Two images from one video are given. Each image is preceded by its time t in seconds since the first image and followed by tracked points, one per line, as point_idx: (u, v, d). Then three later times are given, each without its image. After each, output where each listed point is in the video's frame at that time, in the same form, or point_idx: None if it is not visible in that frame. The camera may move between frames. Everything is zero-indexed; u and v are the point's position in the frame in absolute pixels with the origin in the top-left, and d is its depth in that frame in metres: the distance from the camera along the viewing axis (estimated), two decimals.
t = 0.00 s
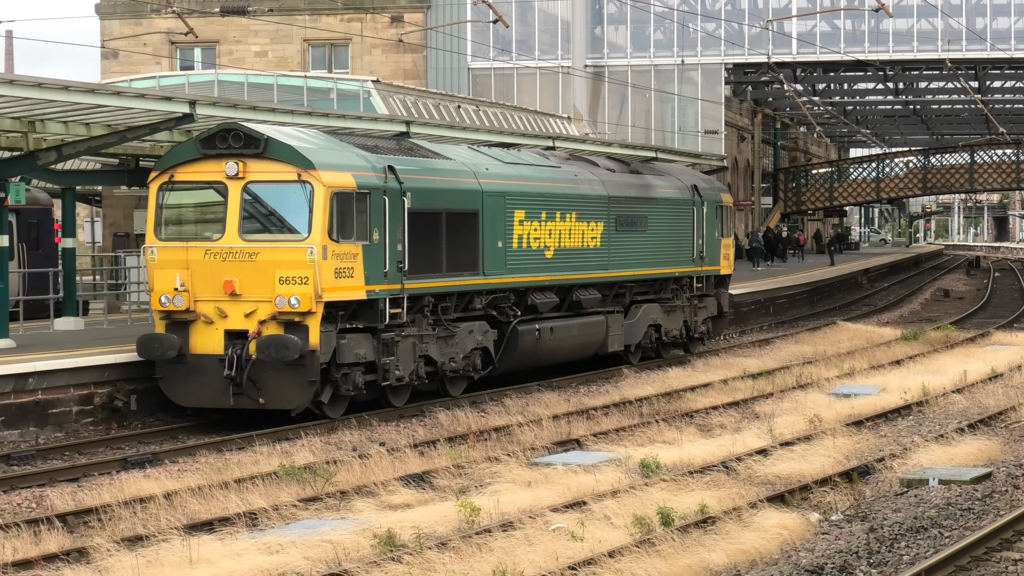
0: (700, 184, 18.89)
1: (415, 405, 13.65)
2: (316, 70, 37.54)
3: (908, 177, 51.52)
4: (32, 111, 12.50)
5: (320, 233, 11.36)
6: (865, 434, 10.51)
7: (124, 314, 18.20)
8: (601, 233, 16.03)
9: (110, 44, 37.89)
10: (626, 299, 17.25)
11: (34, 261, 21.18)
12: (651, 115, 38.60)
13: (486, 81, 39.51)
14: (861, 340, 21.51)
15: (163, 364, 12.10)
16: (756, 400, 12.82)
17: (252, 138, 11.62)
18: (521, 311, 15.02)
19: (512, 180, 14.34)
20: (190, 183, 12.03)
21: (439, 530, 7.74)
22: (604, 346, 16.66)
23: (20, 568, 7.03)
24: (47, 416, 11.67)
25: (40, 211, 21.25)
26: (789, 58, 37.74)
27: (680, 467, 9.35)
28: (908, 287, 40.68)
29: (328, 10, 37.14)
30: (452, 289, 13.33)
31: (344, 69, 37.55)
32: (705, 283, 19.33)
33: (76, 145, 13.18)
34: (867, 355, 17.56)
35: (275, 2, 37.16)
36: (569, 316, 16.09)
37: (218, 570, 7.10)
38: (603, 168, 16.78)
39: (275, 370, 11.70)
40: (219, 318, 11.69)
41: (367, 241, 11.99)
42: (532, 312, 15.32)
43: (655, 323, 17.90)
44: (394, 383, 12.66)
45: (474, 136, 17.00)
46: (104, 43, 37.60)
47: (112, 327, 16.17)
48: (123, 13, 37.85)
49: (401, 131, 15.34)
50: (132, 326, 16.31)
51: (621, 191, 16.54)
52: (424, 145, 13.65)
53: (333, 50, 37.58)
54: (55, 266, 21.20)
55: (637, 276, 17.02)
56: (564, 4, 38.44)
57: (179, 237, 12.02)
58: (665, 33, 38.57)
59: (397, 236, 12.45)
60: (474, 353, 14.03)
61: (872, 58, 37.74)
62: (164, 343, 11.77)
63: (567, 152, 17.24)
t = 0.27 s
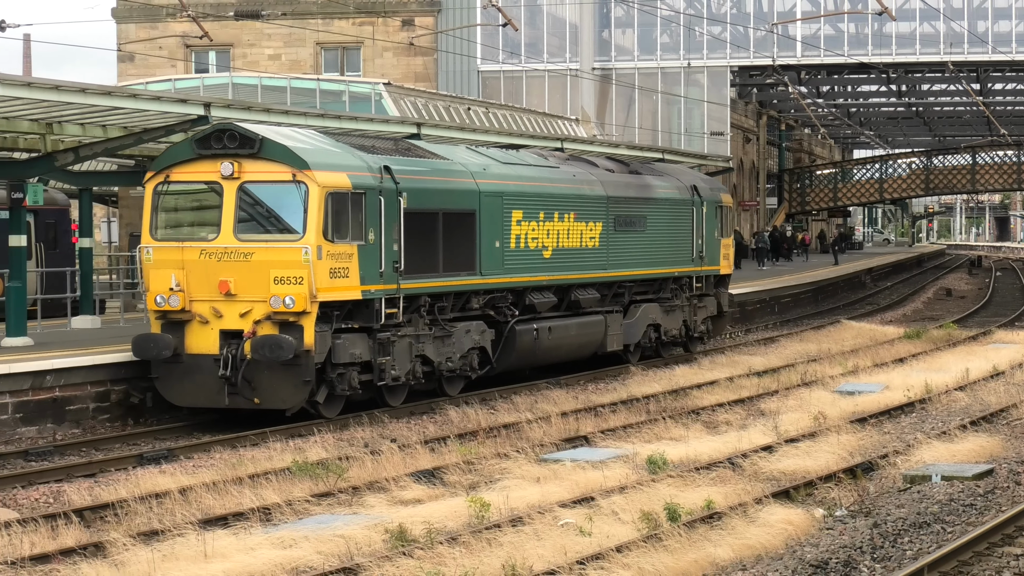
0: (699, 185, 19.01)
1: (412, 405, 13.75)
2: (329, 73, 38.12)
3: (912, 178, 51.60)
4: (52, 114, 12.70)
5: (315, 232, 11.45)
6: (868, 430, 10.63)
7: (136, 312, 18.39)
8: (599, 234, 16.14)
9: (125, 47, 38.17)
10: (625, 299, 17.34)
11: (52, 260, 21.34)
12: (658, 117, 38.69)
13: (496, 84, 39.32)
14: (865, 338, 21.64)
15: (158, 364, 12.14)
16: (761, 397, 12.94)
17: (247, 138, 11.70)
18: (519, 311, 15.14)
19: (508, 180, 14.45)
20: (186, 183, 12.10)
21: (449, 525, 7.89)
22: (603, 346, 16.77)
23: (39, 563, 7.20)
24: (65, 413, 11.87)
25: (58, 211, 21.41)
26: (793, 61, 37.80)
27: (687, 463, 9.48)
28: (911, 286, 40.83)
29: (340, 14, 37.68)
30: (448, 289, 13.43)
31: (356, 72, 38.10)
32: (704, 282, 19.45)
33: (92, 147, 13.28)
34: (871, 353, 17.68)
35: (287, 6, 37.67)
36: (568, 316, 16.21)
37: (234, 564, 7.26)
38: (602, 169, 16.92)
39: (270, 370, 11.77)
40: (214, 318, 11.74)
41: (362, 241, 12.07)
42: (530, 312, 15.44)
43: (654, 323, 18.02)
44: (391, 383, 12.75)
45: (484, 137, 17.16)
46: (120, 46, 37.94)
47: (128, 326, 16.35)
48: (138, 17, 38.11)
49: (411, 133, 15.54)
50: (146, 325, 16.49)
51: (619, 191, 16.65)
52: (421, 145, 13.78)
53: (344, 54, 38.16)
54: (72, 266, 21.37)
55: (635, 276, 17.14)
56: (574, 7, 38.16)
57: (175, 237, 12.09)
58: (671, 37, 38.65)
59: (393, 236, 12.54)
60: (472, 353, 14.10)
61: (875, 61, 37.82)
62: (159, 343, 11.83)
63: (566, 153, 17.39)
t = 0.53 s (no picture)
0: (702, 185, 19.14)
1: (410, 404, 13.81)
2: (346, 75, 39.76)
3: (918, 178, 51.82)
4: (76, 115, 12.90)
5: (313, 232, 11.43)
6: (876, 426, 10.78)
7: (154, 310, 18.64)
8: (601, 233, 16.26)
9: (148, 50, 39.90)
10: (628, 298, 17.50)
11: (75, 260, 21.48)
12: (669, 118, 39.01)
13: (510, 86, 40.04)
14: (873, 336, 21.82)
15: (157, 363, 12.15)
16: (771, 394, 13.10)
17: (245, 138, 11.67)
18: (521, 310, 15.22)
19: (509, 180, 14.50)
20: (183, 183, 12.08)
21: (465, 519, 8.07)
22: (605, 345, 16.90)
23: (64, 555, 7.40)
24: (89, 409, 12.10)
25: (81, 212, 21.53)
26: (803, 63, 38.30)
27: (698, 458, 9.65)
28: (918, 284, 41.06)
29: (358, 18, 39.15)
30: (448, 288, 13.47)
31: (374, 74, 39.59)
32: (707, 282, 19.60)
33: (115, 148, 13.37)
34: (878, 350, 17.84)
35: (307, 11, 39.06)
36: (569, 315, 16.34)
37: (255, 557, 7.44)
38: (604, 169, 17.04)
39: (267, 369, 11.74)
40: (212, 318, 11.73)
41: (361, 241, 12.07)
42: (531, 311, 15.53)
43: (657, 321, 18.16)
44: (389, 383, 12.77)
45: (495, 140, 17.43)
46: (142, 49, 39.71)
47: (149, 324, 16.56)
48: (160, 21, 39.78)
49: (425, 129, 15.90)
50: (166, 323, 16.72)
51: (622, 191, 16.79)
52: (422, 145, 13.86)
53: (362, 57, 39.66)
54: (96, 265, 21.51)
55: (637, 276, 17.24)
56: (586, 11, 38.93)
57: (173, 237, 12.08)
58: (682, 39, 39.04)
59: (392, 235, 12.55)
60: (472, 352, 14.16)
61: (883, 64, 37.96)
62: (157, 342, 11.82)
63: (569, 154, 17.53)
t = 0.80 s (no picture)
0: (705, 185, 19.30)
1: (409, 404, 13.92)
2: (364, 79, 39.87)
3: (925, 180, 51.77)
4: (99, 117, 13.09)
5: (311, 232, 11.50)
6: (884, 423, 10.94)
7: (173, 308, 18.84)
8: (603, 234, 16.41)
9: (169, 55, 39.93)
10: (630, 298, 17.66)
11: (99, 259, 21.68)
12: (681, 121, 39.53)
13: (525, 89, 40.69)
14: (881, 334, 21.96)
15: (156, 364, 12.24)
16: (781, 391, 13.25)
17: (242, 139, 11.74)
18: (522, 310, 15.33)
19: (509, 181, 14.62)
20: (182, 184, 12.16)
21: (480, 514, 8.26)
22: (607, 344, 17.05)
23: (89, 549, 7.60)
24: (112, 406, 12.35)
25: (106, 212, 21.78)
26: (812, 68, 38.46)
27: (710, 454, 9.82)
28: (925, 284, 41.16)
29: (376, 23, 39.39)
30: (448, 288, 13.58)
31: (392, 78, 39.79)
32: (711, 282, 19.76)
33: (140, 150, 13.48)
34: (886, 348, 17.97)
35: (325, 16, 39.29)
36: (571, 315, 16.47)
37: (276, 551, 7.63)
38: (607, 170, 17.20)
39: (265, 369, 11.80)
40: (210, 318, 11.82)
41: (359, 241, 12.15)
42: (533, 311, 15.64)
43: (660, 321, 18.32)
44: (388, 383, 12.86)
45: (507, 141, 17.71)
46: (164, 54, 39.76)
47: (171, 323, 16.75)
48: (182, 26, 39.94)
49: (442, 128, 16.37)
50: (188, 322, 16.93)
51: (625, 192, 16.95)
52: (422, 146, 14.00)
53: (379, 61, 39.90)
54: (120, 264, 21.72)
55: (640, 276, 17.39)
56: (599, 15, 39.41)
57: (171, 238, 12.16)
58: (694, 43, 39.54)
59: (390, 236, 12.64)
60: (473, 352, 14.25)
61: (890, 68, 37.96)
62: (156, 343, 11.90)
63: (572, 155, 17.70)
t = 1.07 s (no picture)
0: (707, 186, 19.44)
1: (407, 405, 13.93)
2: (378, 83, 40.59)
3: (929, 182, 52.39)
4: (116, 118, 13.24)
5: (307, 233, 11.50)
6: (889, 421, 11.07)
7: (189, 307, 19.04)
8: (603, 234, 16.51)
9: (188, 59, 40.85)
10: (631, 298, 17.77)
11: (119, 260, 21.85)
12: (690, 124, 40.05)
13: (536, 93, 41.03)
14: (886, 333, 22.06)
15: (154, 364, 12.27)
16: (788, 389, 13.39)
17: (238, 139, 11.75)
18: (522, 311, 15.39)
19: (508, 182, 14.67)
20: (179, 184, 12.19)
21: (492, 510, 8.43)
22: (608, 344, 17.17)
23: (108, 544, 7.78)
24: (131, 403, 12.60)
25: (125, 213, 21.96)
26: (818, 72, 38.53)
27: (718, 451, 9.97)
28: (930, 284, 41.22)
29: (389, 27, 40.14)
30: (447, 289, 13.59)
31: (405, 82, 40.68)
32: (712, 282, 19.89)
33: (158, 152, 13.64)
34: (890, 347, 18.08)
35: (340, 21, 40.32)
36: (572, 315, 16.56)
37: (292, 545, 7.80)
38: (608, 171, 17.30)
39: (261, 370, 11.84)
40: (208, 319, 11.84)
41: (357, 242, 12.16)
42: (533, 311, 15.69)
43: (661, 321, 18.46)
44: (386, 383, 12.87)
45: (519, 145, 17.87)
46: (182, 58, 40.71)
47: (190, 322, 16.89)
48: (200, 30, 40.95)
49: (455, 136, 16.54)
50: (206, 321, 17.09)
51: (625, 192, 17.06)
52: (421, 147, 14.03)
53: (393, 65, 40.65)
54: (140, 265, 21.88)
55: (641, 277, 17.50)
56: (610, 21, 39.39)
57: (169, 239, 12.19)
58: (702, 47, 39.91)
59: (388, 236, 12.65)
60: (472, 352, 14.30)
61: (896, 71, 38.24)
62: (153, 343, 11.94)
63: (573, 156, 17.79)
